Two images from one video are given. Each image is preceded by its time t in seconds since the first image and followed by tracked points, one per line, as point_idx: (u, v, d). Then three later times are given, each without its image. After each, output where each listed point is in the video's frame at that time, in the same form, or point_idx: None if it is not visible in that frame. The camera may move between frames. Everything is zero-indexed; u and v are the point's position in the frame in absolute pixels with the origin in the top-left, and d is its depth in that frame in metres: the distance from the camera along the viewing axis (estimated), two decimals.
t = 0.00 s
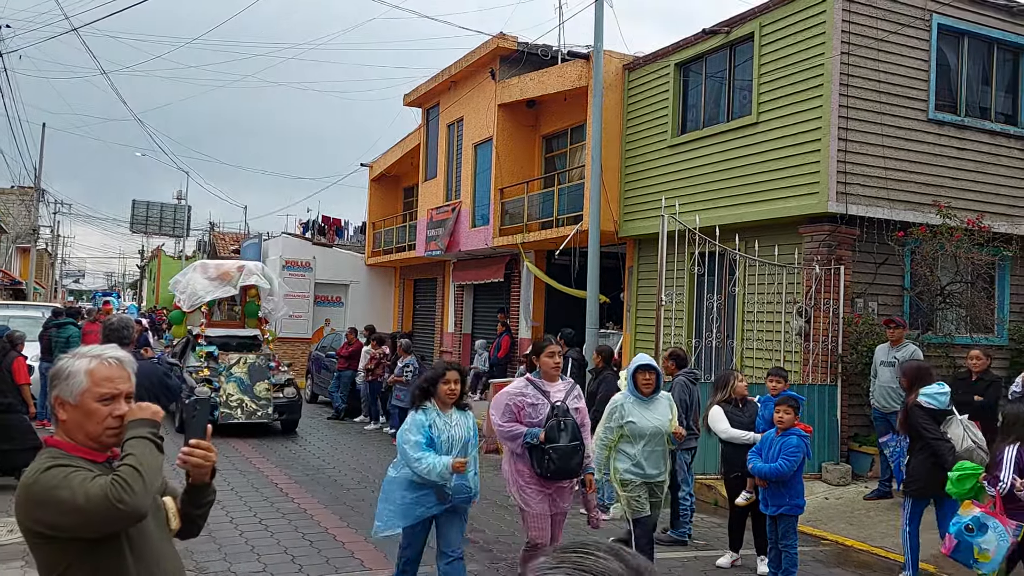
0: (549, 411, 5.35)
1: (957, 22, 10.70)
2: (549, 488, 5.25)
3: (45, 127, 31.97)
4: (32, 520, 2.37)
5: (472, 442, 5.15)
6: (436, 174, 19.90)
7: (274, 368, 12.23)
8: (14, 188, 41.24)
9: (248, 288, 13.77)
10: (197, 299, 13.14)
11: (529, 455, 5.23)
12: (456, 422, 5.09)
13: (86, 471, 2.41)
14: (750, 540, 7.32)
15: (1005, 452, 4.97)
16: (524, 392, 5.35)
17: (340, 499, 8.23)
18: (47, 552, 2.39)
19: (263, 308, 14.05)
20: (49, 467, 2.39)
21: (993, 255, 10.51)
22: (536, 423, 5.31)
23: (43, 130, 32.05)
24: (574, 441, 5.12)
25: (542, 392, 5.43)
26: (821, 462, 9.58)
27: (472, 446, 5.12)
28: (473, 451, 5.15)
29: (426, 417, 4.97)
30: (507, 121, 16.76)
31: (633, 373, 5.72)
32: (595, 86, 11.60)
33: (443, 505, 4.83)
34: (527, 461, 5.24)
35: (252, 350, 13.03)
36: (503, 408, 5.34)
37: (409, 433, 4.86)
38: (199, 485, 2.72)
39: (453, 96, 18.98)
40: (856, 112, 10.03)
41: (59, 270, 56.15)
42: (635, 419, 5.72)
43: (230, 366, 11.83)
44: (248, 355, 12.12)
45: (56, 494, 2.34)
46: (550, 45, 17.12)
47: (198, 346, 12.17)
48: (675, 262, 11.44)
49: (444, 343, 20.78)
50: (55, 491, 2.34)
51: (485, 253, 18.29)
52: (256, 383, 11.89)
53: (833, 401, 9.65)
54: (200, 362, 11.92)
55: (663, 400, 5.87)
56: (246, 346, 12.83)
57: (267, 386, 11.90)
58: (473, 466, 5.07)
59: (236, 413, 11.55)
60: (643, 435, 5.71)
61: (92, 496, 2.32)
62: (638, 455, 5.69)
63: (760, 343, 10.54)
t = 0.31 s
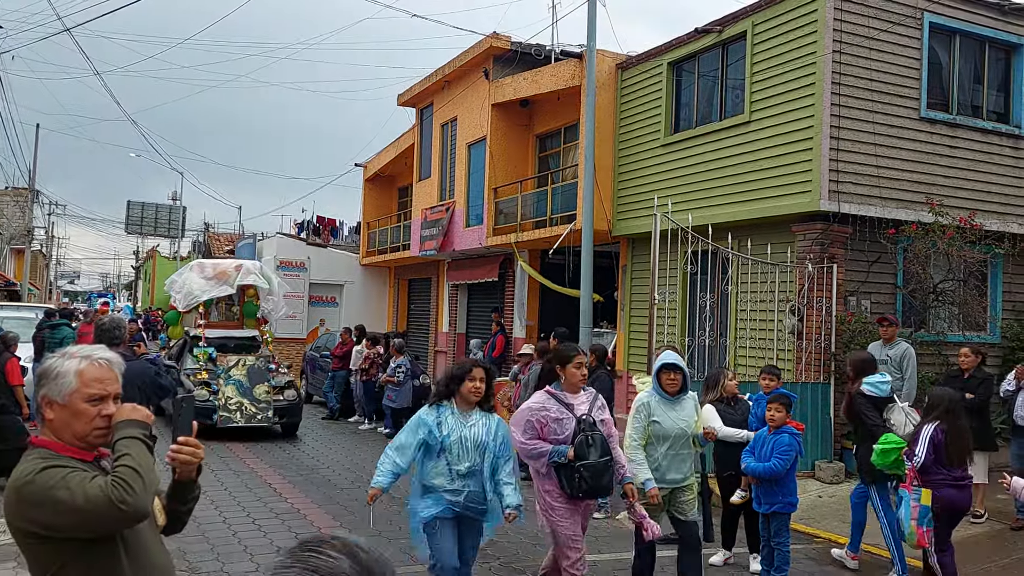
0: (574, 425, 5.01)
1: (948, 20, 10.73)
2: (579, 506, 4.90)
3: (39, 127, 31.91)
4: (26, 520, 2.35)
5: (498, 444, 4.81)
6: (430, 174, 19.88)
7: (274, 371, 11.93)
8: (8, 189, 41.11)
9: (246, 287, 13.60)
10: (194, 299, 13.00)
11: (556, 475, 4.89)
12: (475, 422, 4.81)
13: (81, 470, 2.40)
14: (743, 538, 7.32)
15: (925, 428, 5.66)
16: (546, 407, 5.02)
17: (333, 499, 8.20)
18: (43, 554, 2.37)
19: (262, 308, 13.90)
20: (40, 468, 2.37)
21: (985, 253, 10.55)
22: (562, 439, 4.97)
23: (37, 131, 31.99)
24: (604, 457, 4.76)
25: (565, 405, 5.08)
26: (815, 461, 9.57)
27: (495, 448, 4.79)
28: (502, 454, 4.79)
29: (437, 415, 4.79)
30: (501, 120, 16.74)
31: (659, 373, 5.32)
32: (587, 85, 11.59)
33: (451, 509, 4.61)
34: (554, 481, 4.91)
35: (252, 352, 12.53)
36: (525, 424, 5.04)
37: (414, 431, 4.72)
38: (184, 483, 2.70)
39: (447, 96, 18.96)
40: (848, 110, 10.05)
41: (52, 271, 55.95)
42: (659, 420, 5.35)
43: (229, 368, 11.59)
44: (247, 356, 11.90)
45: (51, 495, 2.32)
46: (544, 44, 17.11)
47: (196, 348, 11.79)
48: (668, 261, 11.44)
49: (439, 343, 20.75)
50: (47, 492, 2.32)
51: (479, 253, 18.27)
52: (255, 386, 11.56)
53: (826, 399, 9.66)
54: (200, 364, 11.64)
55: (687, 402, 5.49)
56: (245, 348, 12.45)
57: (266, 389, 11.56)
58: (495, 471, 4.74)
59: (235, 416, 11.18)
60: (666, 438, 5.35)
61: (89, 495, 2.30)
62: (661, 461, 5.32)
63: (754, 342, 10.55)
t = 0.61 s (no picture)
0: (606, 423, 4.48)
1: (943, 20, 10.72)
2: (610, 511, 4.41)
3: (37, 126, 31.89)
4: (14, 514, 2.32)
5: (518, 466, 4.21)
6: (425, 173, 19.84)
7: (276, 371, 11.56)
8: (5, 189, 41.03)
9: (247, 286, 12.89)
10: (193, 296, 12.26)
11: (586, 478, 4.37)
12: (491, 444, 4.20)
13: (70, 468, 2.35)
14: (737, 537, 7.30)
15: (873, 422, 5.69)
16: (576, 403, 4.48)
17: (327, 496, 8.15)
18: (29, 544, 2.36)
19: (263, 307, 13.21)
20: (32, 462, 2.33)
21: (980, 252, 10.54)
22: (593, 438, 4.44)
23: (35, 130, 31.97)
24: (639, 457, 4.24)
25: (595, 401, 4.57)
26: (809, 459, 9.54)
27: (513, 472, 4.19)
28: (522, 476, 4.19)
29: (447, 437, 4.19)
30: (496, 119, 16.71)
31: (706, 377, 4.88)
32: (582, 84, 11.57)
33: (466, 542, 4.07)
34: (583, 483, 4.40)
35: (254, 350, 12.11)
36: (553, 421, 4.47)
37: (420, 457, 4.12)
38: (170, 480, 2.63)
39: (442, 95, 18.92)
40: (843, 109, 10.03)
41: (48, 271, 55.80)
42: (701, 426, 4.90)
43: (229, 368, 11.26)
44: (248, 356, 11.55)
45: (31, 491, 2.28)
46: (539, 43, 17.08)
47: (195, 346, 11.50)
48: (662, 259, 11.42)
49: (434, 342, 20.71)
50: (36, 490, 2.28)
51: (475, 252, 18.23)
52: (257, 386, 11.17)
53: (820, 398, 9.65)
54: (199, 364, 11.33)
55: (728, 406, 5.05)
56: (246, 347, 11.99)
57: (268, 389, 11.15)
58: (515, 496, 4.15)
59: (236, 417, 10.75)
60: (709, 447, 4.90)
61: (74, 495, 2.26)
62: (703, 472, 4.87)
63: (749, 341, 10.54)
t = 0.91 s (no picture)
0: (666, 441, 4.13)
1: (950, 17, 10.66)
2: (667, 535, 4.12)
3: (46, 125, 32.01)
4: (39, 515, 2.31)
5: (562, 469, 3.97)
6: (430, 171, 19.83)
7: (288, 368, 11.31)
8: (14, 187, 41.20)
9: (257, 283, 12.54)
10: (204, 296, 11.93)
11: (642, 500, 4.04)
12: (538, 445, 3.90)
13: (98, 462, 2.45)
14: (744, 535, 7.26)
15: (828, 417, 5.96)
16: (635, 421, 4.12)
17: (332, 493, 8.16)
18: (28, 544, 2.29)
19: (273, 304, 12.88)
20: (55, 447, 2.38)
21: (988, 250, 10.48)
22: (651, 457, 4.09)
23: (44, 128, 32.08)
24: (701, 483, 3.86)
25: (655, 418, 4.19)
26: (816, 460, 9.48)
27: (558, 477, 3.93)
28: (566, 478, 3.99)
29: (492, 437, 3.84)
30: (501, 117, 16.69)
31: (759, 384, 4.61)
32: (588, 81, 11.54)
33: (503, 552, 3.76)
34: (638, 504, 4.09)
35: (264, 348, 12.02)
36: (607, 439, 4.10)
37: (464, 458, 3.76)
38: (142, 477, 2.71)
39: (447, 93, 18.90)
40: (850, 107, 9.99)
41: (55, 269, 56.00)
42: (752, 436, 4.63)
43: (239, 367, 10.89)
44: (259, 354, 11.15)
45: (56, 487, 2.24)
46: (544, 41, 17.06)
47: (205, 346, 11.36)
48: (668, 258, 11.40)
49: (438, 340, 20.70)
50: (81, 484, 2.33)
51: (479, 250, 18.23)
52: (268, 385, 10.92)
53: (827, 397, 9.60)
54: (210, 362, 11.19)
55: (781, 416, 4.76)
56: (255, 346, 12.00)
57: (280, 388, 10.91)
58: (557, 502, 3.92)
59: (247, 417, 10.58)
60: (760, 459, 4.63)
61: (107, 506, 2.22)
62: (754, 484, 4.64)
63: (754, 339, 10.49)
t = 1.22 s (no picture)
0: (767, 452, 3.70)
1: (994, 12, 10.44)
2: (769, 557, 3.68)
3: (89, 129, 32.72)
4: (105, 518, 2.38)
5: (659, 488, 3.43)
6: (464, 171, 19.91)
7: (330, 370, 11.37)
8: (59, 189, 42.20)
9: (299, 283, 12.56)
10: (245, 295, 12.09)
11: (737, 516, 3.64)
12: (631, 460, 3.39)
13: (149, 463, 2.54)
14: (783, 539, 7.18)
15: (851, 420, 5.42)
16: (731, 428, 3.71)
17: (367, 492, 8.26)
18: (91, 545, 2.43)
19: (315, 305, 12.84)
20: (121, 451, 2.47)
21: None
22: (749, 470, 3.68)
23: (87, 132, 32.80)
24: (806, 500, 3.45)
25: (754, 426, 3.77)
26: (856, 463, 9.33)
27: (654, 495, 3.41)
28: (662, 499, 3.43)
29: (578, 451, 3.35)
30: (535, 117, 16.71)
31: (853, 390, 4.14)
32: (623, 80, 11.51)
33: None
34: (734, 522, 3.68)
35: (302, 348, 12.19)
36: (698, 446, 3.74)
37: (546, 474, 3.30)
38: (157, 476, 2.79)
39: (482, 93, 18.94)
40: (889, 104, 9.84)
41: (99, 270, 57.28)
42: (848, 446, 4.15)
43: (282, 367, 11.07)
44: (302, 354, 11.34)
45: (135, 497, 2.37)
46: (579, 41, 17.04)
47: (248, 346, 11.26)
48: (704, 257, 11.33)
49: (473, 340, 20.77)
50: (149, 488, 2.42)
51: (513, 250, 18.26)
52: (311, 386, 11.03)
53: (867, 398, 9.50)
54: (253, 362, 11.14)
55: (882, 424, 4.26)
56: (297, 346, 12.02)
57: (322, 388, 11.01)
58: (655, 524, 3.38)
59: (290, 418, 10.64)
60: (859, 473, 4.15)
61: (181, 514, 2.43)
62: (852, 501, 4.13)
63: (792, 341, 10.36)
